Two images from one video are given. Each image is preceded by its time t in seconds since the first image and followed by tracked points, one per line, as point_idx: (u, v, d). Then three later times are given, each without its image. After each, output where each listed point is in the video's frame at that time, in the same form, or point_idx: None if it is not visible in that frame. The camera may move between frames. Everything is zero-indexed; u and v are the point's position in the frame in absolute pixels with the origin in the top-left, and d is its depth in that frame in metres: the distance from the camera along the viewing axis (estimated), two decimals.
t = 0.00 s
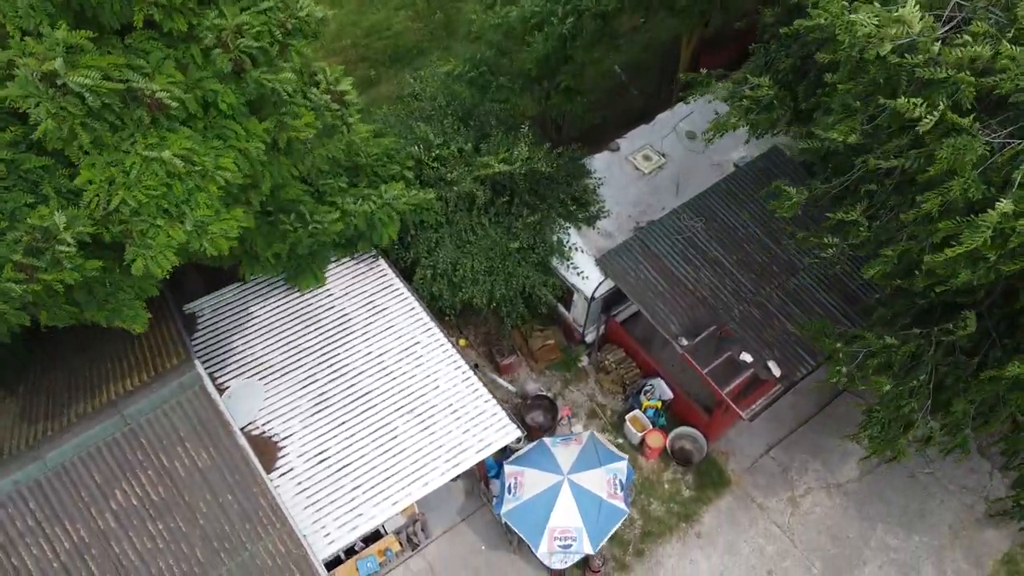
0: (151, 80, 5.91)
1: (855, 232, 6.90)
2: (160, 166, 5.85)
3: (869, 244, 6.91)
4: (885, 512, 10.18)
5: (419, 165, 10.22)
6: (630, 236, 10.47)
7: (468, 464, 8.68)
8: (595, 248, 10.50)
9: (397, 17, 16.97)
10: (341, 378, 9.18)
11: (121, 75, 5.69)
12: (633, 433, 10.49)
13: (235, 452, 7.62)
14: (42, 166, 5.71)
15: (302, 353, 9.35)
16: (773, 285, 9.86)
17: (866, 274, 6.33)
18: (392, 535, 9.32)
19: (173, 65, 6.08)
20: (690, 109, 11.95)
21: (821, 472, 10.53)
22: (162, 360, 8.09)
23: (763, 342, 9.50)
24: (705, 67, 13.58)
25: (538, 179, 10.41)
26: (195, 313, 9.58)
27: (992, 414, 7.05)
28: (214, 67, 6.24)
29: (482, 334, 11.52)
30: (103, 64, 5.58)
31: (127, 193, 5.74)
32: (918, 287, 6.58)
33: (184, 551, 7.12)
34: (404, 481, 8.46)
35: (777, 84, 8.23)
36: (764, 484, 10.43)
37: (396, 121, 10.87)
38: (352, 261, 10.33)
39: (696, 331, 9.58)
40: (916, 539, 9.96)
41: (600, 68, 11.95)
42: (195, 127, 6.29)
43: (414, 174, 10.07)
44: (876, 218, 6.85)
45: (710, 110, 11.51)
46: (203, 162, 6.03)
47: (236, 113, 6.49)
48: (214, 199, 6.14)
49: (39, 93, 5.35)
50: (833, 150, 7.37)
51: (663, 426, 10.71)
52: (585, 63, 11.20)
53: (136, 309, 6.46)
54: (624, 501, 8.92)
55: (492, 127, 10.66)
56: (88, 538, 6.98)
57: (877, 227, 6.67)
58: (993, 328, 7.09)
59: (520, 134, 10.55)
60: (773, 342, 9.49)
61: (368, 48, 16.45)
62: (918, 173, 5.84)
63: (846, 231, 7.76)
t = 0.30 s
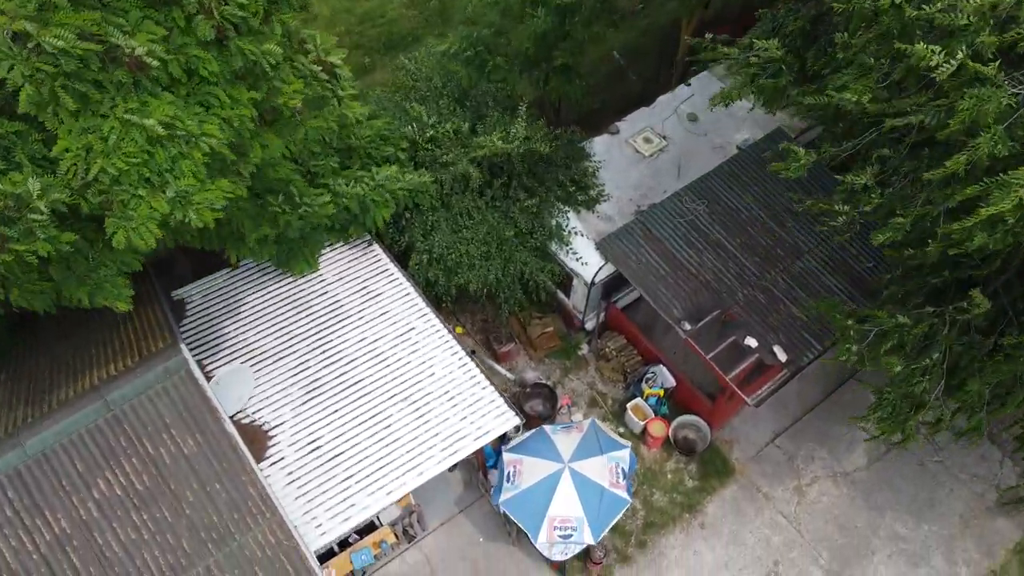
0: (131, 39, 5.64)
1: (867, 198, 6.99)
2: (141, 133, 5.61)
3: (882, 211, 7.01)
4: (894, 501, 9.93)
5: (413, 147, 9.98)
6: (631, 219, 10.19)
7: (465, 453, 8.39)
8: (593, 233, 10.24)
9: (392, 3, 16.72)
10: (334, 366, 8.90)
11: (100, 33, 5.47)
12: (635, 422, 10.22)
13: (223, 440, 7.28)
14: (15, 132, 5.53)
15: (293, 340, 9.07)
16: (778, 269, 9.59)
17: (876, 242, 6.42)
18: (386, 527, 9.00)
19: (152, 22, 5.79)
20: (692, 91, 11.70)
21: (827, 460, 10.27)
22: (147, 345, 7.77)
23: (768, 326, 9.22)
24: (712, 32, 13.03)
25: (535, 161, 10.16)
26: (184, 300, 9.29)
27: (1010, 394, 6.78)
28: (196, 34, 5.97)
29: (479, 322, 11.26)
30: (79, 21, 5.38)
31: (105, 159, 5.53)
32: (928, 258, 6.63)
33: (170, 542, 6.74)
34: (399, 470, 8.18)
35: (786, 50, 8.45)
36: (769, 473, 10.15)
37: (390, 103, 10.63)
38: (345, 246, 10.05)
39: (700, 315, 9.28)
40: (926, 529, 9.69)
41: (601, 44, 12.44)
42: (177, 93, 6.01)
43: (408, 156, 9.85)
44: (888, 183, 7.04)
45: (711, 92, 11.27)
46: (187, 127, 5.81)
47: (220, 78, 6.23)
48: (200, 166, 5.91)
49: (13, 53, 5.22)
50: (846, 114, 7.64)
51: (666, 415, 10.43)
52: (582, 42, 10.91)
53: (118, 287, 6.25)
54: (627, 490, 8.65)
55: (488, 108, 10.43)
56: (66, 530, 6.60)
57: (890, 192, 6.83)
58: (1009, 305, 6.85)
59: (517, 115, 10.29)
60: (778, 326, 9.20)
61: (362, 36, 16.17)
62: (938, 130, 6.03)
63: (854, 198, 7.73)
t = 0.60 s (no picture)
0: (120, 24, 5.49)
1: (872, 181, 6.85)
2: (126, 120, 5.47)
3: (888, 193, 6.95)
4: (899, 498, 9.78)
5: (409, 139, 9.84)
6: (630, 212, 10.04)
7: (462, 449, 8.23)
8: (593, 225, 10.00)
9: None
10: (329, 361, 8.74)
11: (87, 17, 5.29)
12: (635, 418, 10.07)
13: (215, 435, 7.10)
14: None
15: (287, 335, 8.91)
16: (780, 262, 9.43)
17: (882, 225, 6.26)
18: (382, 526, 8.84)
19: (142, 7, 5.64)
20: (692, 83, 11.57)
21: (830, 457, 10.12)
22: (138, 339, 7.60)
23: (770, 320, 9.03)
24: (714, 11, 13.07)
25: (534, 153, 10.02)
26: (176, 295, 9.14)
27: (1020, 388, 6.62)
28: (187, 18, 5.87)
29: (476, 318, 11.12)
30: (67, 4, 5.18)
31: (89, 146, 5.37)
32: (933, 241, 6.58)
33: (160, 541, 6.57)
34: (395, 467, 8.02)
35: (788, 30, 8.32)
36: (771, 470, 10.00)
37: (386, 95, 10.48)
38: (341, 240, 9.90)
39: (701, 309, 9.13)
40: (931, 527, 9.53)
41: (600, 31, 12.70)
42: (167, 80, 5.89)
43: (404, 148, 9.71)
44: (895, 165, 7.01)
45: (712, 83, 11.15)
46: (174, 115, 5.66)
47: (209, 64, 6.09)
48: (187, 155, 5.75)
49: None
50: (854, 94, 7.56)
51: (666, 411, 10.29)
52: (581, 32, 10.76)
53: (103, 279, 6.11)
54: (628, 488, 8.50)
55: (486, 100, 10.28)
56: (52, 528, 6.42)
57: (897, 174, 6.78)
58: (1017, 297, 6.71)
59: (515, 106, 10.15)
60: (780, 320, 9.02)
61: (359, 29, 15.99)
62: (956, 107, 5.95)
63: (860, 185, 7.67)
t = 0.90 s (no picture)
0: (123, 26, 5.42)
1: (875, 181, 6.77)
2: (123, 124, 5.42)
3: (891, 193, 6.89)
4: (899, 499, 9.74)
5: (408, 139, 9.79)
6: (630, 212, 9.99)
7: (462, 451, 8.20)
8: (594, 225, 9.96)
9: None
10: (327, 362, 8.71)
11: (88, 21, 5.22)
12: (635, 419, 10.04)
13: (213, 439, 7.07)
14: None
15: (285, 337, 8.88)
16: (781, 263, 9.40)
17: (884, 225, 6.21)
18: (382, 528, 8.80)
19: (144, 11, 5.57)
20: (692, 83, 11.53)
21: (831, 458, 10.09)
22: (136, 340, 7.55)
23: (770, 322, 9.00)
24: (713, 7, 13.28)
25: (534, 154, 9.97)
26: (174, 296, 9.11)
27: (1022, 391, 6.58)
28: (187, 18, 5.82)
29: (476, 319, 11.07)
30: (69, 6, 5.13)
31: (86, 151, 5.37)
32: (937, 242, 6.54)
33: (158, 544, 6.54)
34: (394, 469, 7.99)
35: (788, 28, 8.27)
36: (771, 471, 9.97)
37: (385, 95, 10.43)
38: (339, 240, 9.86)
39: (701, 310, 9.09)
40: (932, 529, 9.50)
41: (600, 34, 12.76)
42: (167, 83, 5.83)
43: (403, 148, 9.67)
44: (898, 166, 6.96)
45: (712, 83, 11.11)
46: (172, 120, 5.61)
47: (208, 65, 6.04)
48: (184, 159, 5.73)
49: None
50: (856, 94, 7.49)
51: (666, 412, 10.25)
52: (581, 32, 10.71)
53: (100, 283, 6.08)
54: (627, 490, 8.46)
55: (485, 100, 10.23)
56: (49, 532, 6.39)
57: (900, 174, 6.72)
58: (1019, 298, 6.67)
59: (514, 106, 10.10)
60: (781, 321, 8.99)
61: (358, 28, 15.94)
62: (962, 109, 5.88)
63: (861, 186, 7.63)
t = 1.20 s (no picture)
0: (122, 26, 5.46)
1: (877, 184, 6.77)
2: (124, 124, 5.44)
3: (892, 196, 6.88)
4: (900, 501, 9.73)
5: (409, 141, 9.82)
6: (630, 213, 9.99)
7: (461, 454, 8.18)
8: (594, 226, 9.94)
9: None
10: (326, 364, 8.70)
11: (93, 21, 5.28)
12: (636, 420, 10.00)
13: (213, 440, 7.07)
14: None
15: (285, 338, 8.88)
16: (781, 264, 9.39)
17: (890, 227, 6.17)
18: (382, 530, 8.74)
19: (143, 11, 5.60)
20: (693, 85, 11.56)
21: (831, 459, 10.09)
22: (137, 342, 7.52)
23: (771, 325, 8.93)
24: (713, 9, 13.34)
25: (534, 155, 10.01)
26: (175, 297, 9.12)
27: None
28: (187, 17, 5.86)
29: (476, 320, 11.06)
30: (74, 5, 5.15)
31: (87, 152, 5.34)
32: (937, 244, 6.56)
33: (159, 545, 6.54)
34: (393, 471, 7.97)
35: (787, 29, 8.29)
36: (772, 472, 9.97)
37: (385, 97, 10.44)
38: (339, 241, 9.86)
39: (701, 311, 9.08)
40: (933, 529, 9.49)
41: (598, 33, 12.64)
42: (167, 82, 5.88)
43: (403, 150, 9.68)
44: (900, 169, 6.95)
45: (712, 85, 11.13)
46: (172, 119, 5.66)
47: (209, 66, 6.06)
48: (184, 159, 5.74)
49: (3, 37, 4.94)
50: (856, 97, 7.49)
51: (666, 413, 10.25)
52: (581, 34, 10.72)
53: (101, 285, 6.10)
54: (627, 492, 8.45)
55: (485, 102, 10.25)
56: (50, 533, 6.39)
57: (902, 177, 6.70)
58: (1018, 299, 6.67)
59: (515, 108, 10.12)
60: (782, 322, 8.95)
61: (357, 30, 15.94)
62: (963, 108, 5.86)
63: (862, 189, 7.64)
